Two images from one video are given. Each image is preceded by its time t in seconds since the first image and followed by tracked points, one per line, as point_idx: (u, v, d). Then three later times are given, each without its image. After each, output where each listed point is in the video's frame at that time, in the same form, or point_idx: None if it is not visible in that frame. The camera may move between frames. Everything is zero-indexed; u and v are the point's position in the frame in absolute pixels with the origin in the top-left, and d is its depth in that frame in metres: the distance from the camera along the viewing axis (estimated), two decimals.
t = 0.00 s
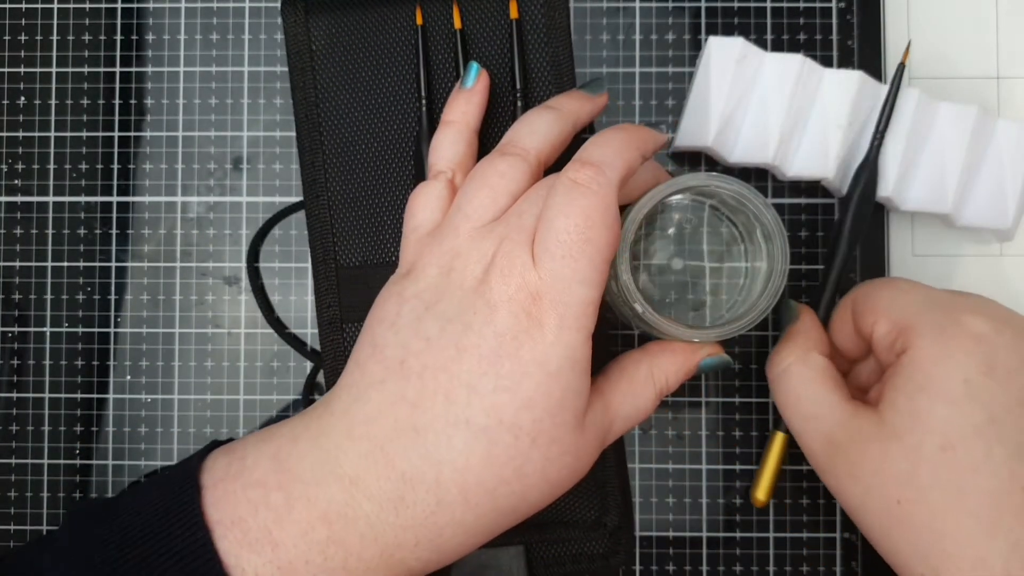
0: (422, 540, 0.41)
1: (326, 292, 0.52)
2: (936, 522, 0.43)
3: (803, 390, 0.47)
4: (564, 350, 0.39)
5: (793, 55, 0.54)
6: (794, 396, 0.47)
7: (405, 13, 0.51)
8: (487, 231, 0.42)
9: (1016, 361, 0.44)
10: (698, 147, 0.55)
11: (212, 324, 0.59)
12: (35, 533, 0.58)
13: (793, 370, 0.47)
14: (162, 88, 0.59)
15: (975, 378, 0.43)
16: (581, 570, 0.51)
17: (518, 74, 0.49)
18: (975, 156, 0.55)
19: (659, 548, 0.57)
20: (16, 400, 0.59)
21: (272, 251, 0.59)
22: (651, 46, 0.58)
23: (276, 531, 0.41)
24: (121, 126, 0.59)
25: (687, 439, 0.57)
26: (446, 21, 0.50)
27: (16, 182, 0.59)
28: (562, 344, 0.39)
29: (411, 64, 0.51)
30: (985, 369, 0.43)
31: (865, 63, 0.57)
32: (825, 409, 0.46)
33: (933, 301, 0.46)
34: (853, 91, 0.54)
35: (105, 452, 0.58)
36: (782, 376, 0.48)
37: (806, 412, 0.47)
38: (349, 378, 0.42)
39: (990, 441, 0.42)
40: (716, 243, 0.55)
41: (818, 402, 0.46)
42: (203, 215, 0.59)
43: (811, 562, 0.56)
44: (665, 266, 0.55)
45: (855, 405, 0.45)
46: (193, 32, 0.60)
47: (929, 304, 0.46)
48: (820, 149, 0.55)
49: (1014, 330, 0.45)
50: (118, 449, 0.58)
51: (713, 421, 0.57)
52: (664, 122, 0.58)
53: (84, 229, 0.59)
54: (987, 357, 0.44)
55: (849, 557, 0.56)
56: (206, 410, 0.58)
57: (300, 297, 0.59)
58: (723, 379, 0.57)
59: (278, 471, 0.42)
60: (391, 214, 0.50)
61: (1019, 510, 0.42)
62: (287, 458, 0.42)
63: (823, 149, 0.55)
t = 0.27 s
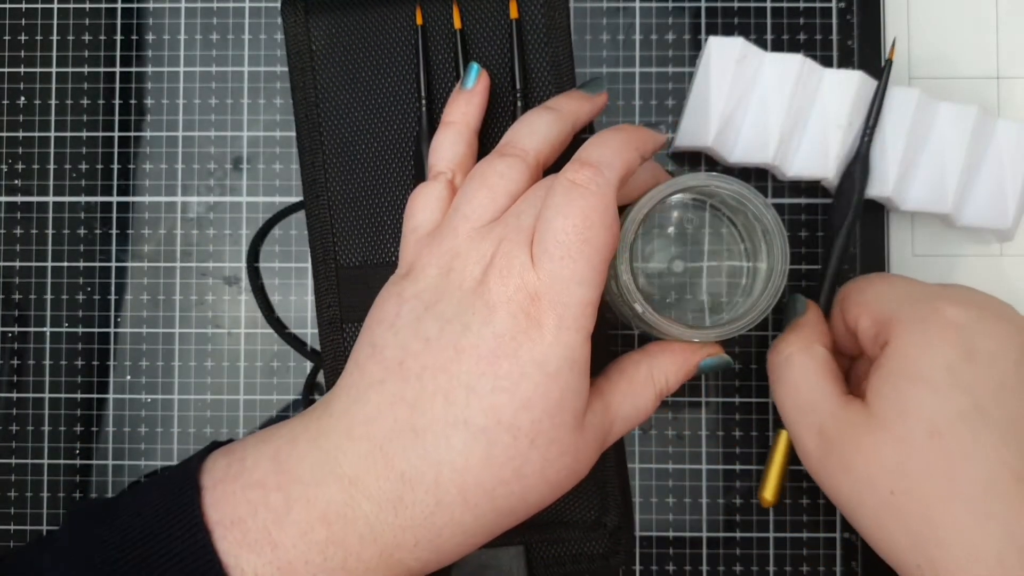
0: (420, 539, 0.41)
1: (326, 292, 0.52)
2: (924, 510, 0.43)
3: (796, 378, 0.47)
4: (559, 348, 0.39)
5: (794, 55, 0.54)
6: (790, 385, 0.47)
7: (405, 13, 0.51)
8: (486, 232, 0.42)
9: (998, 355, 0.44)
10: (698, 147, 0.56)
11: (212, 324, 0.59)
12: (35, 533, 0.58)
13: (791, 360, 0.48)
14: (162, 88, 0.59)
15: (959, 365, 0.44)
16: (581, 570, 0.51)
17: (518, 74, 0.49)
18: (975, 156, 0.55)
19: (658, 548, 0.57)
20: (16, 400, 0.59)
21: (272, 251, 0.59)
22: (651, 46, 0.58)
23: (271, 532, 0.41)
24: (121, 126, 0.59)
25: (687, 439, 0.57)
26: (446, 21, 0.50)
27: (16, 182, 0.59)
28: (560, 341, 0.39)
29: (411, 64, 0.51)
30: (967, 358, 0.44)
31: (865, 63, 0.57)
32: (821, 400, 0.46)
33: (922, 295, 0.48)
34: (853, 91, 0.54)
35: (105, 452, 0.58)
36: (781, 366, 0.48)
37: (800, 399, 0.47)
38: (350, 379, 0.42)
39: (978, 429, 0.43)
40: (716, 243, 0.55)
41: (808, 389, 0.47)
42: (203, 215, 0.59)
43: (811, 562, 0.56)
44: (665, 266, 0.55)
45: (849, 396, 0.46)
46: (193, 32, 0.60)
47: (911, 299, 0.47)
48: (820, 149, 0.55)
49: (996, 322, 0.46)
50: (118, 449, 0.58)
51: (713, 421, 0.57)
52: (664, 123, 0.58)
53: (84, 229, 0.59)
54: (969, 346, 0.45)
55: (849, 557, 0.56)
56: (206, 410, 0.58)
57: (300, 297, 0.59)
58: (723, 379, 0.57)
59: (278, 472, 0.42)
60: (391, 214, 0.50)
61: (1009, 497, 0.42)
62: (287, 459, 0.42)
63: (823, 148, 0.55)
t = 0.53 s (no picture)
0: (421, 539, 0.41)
1: (326, 292, 0.52)
2: (911, 503, 0.43)
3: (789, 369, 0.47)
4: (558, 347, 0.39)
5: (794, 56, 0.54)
6: (784, 380, 0.48)
7: (405, 13, 0.51)
8: (486, 232, 0.42)
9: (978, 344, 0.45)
10: (698, 147, 0.56)
11: (212, 324, 0.59)
12: (35, 533, 0.58)
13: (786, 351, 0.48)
14: (162, 88, 0.59)
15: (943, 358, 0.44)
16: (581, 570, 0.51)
17: (518, 74, 0.49)
18: (975, 156, 0.55)
19: (658, 548, 0.56)
20: (16, 400, 0.59)
21: (272, 251, 0.59)
22: (652, 46, 0.58)
23: (272, 532, 0.41)
24: (121, 127, 0.59)
25: (687, 439, 0.57)
26: (446, 21, 0.50)
27: (16, 182, 0.59)
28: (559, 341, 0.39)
29: (411, 65, 0.51)
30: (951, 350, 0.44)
31: (865, 63, 0.57)
32: (812, 395, 0.46)
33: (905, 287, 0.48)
34: (852, 91, 0.54)
35: (105, 452, 0.58)
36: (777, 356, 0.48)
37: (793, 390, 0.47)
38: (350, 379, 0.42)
39: (964, 421, 0.43)
40: (717, 243, 0.55)
41: (802, 381, 0.47)
42: (203, 215, 0.59)
43: (811, 562, 0.56)
44: (665, 267, 0.55)
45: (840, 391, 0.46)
46: (193, 32, 0.60)
47: (901, 293, 0.47)
48: (820, 149, 0.55)
49: (979, 311, 0.46)
50: (118, 449, 0.58)
51: (713, 421, 0.57)
52: (664, 123, 0.58)
53: (84, 229, 0.59)
54: (956, 338, 0.45)
55: (849, 557, 0.56)
56: (206, 410, 0.58)
57: (300, 297, 0.59)
58: (723, 379, 0.57)
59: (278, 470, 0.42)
60: (391, 214, 0.50)
61: (996, 487, 0.42)
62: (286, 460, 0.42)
63: (823, 148, 0.55)
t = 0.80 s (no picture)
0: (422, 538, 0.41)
1: (326, 293, 0.52)
2: (912, 504, 0.43)
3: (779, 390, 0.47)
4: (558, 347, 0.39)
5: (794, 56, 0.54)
6: (773, 391, 0.47)
7: (405, 13, 0.51)
8: (485, 232, 0.42)
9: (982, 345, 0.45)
10: (698, 147, 0.56)
11: (212, 324, 0.59)
12: (34, 533, 0.58)
13: (774, 372, 0.47)
14: (162, 88, 0.59)
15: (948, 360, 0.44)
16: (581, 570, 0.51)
17: (518, 74, 0.49)
18: (975, 156, 0.55)
19: (658, 548, 0.56)
20: (16, 400, 0.59)
21: (272, 251, 0.59)
22: (652, 46, 0.58)
23: (278, 532, 0.41)
24: (121, 126, 0.59)
25: (687, 439, 0.57)
26: (446, 21, 0.50)
27: (16, 182, 0.59)
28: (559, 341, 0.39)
29: (411, 65, 0.51)
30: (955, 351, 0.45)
31: (865, 63, 0.57)
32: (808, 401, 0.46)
33: (902, 288, 0.48)
34: (852, 92, 0.54)
35: (105, 452, 0.58)
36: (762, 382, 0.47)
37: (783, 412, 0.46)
38: (354, 378, 0.42)
39: (964, 422, 0.44)
40: (717, 243, 0.55)
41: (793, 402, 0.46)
42: (204, 215, 0.59)
43: (811, 562, 0.56)
44: (665, 267, 0.55)
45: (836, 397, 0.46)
46: (193, 32, 0.60)
47: (902, 293, 0.47)
48: (820, 149, 0.55)
49: (982, 312, 0.46)
50: (118, 449, 0.58)
51: (713, 421, 0.57)
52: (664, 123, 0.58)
53: (84, 229, 0.59)
54: (957, 340, 0.45)
55: (849, 557, 0.56)
56: (206, 410, 0.58)
57: (300, 297, 0.59)
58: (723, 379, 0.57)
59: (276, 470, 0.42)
60: (391, 214, 0.50)
61: (996, 488, 0.43)
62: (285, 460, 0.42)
63: (823, 149, 0.55)
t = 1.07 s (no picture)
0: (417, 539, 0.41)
1: (325, 293, 0.52)
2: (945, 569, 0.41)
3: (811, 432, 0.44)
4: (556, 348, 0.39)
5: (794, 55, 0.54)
6: (801, 438, 0.44)
7: (406, 12, 0.51)
8: (467, 226, 0.42)
9: (1023, 405, 0.43)
10: (698, 147, 0.56)
11: (212, 324, 0.59)
12: (34, 533, 0.58)
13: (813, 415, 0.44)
14: (162, 88, 0.59)
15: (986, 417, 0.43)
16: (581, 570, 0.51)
17: (519, 75, 0.49)
18: (975, 156, 0.55)
19: (658, 547, 0.57)
20: (16, 400, 0.59)
21: (273, 251, 0.59)
22: (652, 46, 0.58)
23: (263, 532, 0.41)
24: (121, 126, 0.59)
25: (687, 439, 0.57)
26: (447, 21, 0.50)
27: (16, 182, 0.59)
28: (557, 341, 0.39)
29: (411, 65, 0.51)
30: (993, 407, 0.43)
31: (865, 63, 0.57)
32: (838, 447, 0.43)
33: (937, 337, 0.46)
34: (853, 92, 0.54)
35: (105, 452, 0.58)
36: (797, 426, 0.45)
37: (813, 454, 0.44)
38: (343, 377, 0.42)
39: (1002, 488, 0.42)
40: (717, 243, 0.55)
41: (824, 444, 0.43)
42: (204, 215, 0.59)
43: (810, 563, 0.56)
44: (665, 267, 0.55)
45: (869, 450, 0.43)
46: (193, 32, 0.60)
47: (935, 346, 0.45)
48: (820, 149, 0.55)
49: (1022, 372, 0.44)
50: (118, 449, 0.58)
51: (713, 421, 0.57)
52: (664, 122, 0.58)
53: (84, 229, 0.59)
54: (994, 402, 0.43)
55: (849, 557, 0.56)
56: (206, 410, 0.58)
57: (300, 297, 0.59)
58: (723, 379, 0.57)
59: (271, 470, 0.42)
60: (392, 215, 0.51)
61: None
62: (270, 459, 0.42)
63: (822, 148, 0.55)
